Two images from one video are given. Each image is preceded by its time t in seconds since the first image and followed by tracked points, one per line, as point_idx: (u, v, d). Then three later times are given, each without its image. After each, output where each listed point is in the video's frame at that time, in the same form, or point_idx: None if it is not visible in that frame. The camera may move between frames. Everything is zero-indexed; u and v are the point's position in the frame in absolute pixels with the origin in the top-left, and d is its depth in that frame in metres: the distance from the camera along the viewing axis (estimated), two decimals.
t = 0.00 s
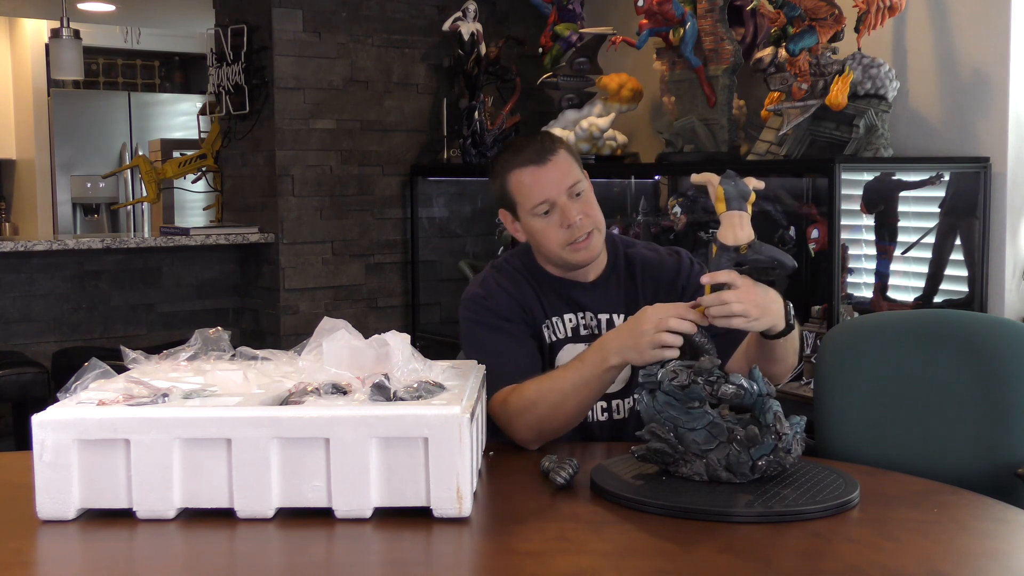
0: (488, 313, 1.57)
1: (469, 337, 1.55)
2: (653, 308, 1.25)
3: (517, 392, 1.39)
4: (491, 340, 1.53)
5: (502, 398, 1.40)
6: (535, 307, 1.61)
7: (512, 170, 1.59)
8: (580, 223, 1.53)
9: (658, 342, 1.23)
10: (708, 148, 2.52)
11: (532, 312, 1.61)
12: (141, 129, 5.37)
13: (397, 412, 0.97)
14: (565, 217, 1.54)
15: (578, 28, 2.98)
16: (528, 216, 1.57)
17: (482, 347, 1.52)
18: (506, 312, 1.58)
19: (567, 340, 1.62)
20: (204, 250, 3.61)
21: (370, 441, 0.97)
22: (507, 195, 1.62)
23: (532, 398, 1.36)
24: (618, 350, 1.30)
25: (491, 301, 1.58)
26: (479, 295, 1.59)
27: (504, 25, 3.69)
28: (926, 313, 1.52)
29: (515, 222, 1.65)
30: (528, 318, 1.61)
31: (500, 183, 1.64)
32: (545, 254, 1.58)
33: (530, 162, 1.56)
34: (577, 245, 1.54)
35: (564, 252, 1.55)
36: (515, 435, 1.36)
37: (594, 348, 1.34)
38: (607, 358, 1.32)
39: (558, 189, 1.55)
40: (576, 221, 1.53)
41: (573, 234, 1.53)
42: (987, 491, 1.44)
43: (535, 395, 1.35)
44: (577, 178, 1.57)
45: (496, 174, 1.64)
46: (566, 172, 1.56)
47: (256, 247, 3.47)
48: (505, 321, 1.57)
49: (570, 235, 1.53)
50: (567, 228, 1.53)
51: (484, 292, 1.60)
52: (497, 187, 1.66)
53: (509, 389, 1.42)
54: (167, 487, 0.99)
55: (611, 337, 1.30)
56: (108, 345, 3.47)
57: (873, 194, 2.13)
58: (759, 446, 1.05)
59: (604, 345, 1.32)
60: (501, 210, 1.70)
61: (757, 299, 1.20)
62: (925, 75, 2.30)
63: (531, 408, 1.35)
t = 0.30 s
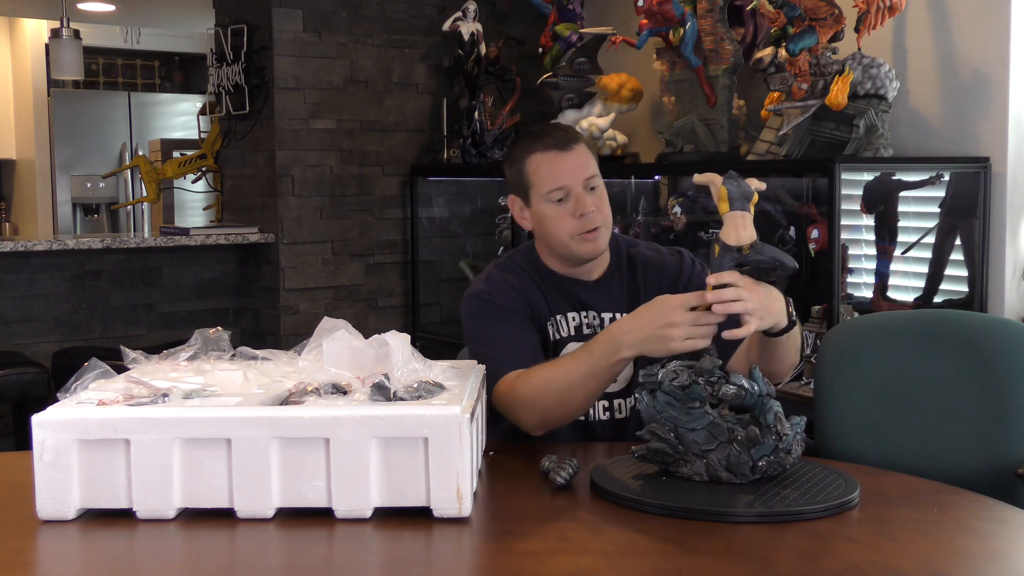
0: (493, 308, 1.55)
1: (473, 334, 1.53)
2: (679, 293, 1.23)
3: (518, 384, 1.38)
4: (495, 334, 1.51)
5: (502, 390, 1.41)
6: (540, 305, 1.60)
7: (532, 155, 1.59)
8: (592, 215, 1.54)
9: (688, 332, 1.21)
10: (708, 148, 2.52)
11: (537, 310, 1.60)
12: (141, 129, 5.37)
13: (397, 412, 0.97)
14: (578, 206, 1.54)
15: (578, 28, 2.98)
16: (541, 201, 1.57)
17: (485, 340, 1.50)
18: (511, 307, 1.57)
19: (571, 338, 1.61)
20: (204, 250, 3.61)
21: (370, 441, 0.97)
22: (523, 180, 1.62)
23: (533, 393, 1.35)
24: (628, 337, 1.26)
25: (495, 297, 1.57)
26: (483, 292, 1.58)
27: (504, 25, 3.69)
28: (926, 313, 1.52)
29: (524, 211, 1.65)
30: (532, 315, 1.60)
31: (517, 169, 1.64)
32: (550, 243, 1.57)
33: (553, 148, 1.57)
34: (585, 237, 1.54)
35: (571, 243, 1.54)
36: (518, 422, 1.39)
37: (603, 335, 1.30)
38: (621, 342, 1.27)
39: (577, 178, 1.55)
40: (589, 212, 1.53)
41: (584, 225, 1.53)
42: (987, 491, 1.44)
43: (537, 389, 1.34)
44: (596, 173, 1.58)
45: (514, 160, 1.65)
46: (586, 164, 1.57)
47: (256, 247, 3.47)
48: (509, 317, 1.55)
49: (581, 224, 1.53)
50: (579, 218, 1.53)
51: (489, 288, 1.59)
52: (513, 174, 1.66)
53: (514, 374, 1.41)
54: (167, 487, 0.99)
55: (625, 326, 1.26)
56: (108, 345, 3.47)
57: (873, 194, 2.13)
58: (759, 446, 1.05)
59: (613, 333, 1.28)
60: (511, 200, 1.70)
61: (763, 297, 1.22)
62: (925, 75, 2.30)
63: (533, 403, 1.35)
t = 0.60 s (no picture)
0: (495, 304, 1.55)
1: (475, 331, 1.53)
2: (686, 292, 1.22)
3: (520, 382, 1.37)
4: (496, 329, 1.51)
5: (502, 386, 1.41)
6: (542, 305, 1.60)
7: (556, 144, 1.58)
8: (605, 212, 1.53)
9: (698, 331, 1.20)
10: (708, 148, 2.52)
11: (539, 308, 1.60)
12: (141, 129, 5.37)
13: (397, 412, 0.97)
14: (593, 201, 1.53)
15: (578, 28, 2.98)
16: (556, 188, 1.55)
17: (486, 335, 1.50)
18: (513, 303, 1.56)
19: (572, 338, 1.61)
20: (204, 250, 3.61)
21: (370, 441, 0.97)
22: (541, 167, 1.60)
23: (536, 392, 1.34)
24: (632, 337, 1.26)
25: (498, 295, 1.56)
26: (485, 288, 1.58)
27: (504, 25, 3.69)
28: (926, 313, 1.52)
29: (535, 198, 1.63)
30: (534, 313, 1.60)
31: (535, 155, 1.63)
32: (557, 232, 1.56)
33: (579, 140, 1.56)
34: (594, 232, 1.53)
35: (579, 236, 1.53)
36: (517, 417, 1.39)
37: (609, 337, 1.29)
38: (627, 346, 1.26)
39: (596, 173, 1.54)
40: (603, 209, 1.52)
41: (596, 221, 1.52)
42: (987, 490, 1.44)
43: (540, 387, 1.34)
44: (614, 173, 1.57)
45: (534, 147, 1.63)
46: (606, 161, 1.56)
47: (256, 247, 3.47)
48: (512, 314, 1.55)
49: (593, 219, 1.52)
50: (592, 212, 1.52)
51: (491, 284, 1.58)
52: (530, 160, 1.65)
53: (517, 371, 1.40)
54: (167, 487, 0.99)
55: (632, 331, 1.25)
56: (108, 345, 3.47)
57: (873, 194, 2.14)
58: (759, 446, 1.05)
59: (616, 337, 1.27)
60: (523, 186, 1.68)
61: (765, 299, 1.21)
62: (925, 75, 2.30)
63: (535, 400, 1.35)
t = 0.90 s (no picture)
0: (495, 302, 1.55)
1: (475, 328, 1.53)
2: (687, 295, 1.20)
3: (520, 381, 1.37)
4: (495, 327, 1.51)
5: (502, 383, 1.40)
6: (542, 303, 1.60)
7: (564, 142, 1.58)
8: (608, 212, 1.53)
9: (698, 335, 1.19)
10: (708, 148, 2.52)
11: (539, 306, 1.60)
12: (141, 129, 5.37)
13: (397, 412, 0.97)
14: (597, 201, 1.53)
15: (578, 28, 2.98)
16: (561, 185, 1.55)
17: (486, 332, 1.50)
18: (513, 301, 1.57)
19: (572, 337, 1.61)
20: (204, 250, 3.61)
21: (370, 440, 0.97)
22: (547, 164, 1.60)
23: (537, 390, 1.34)
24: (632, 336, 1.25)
25: (499, 293, 1.56)
26: (486, 286, 1.58)
27: (504, 25, 3.69)
28: (926, 313, 1.52)
29: (538, 194, 1.63)
30: (535, 312, 1.60)
31: (542, 151, 1.62)
32: (559, 229, 1.56)
33: (587, 139, 1.56)
34: (596, 232, 1.53)
35: (581, 235, 1.53)
36: (517, 415, 1.39)
37: (610, 337, 1.28)
38: (629, 347, 1.25)
39: (602, 173, 1.54)
40: (606, 209, 1.52)
41: (599, 221, 1.52)
42: (987, 491, 1.44)
43: (540, 386, 1.34)
44: (619, 174, 1.57)
45: (541, 144, 1.62)
46: (612, 162, 1.56)
47: (256, 247, 3.47)
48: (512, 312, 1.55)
49: (595, 219, 1.52)
50: (595, 211, 1.52)
51: (491, 282, 1.59)
52: (535, 156, 1.64)
53: (517, 369, 1.40)
54: (167, 487, 0.99)
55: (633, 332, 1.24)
56: (108, 345, 3.47)
57: (873, 194, 2.14)
58: (757, 446, 1.05)
59: (618, 336, 1.26)
60: (528, 181, 1.67)
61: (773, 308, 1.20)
62: (925, 75, 2.30)
63: (536, 398, 1.34)
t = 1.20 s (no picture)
0: (496, 301, 1.55)
1: (477, 325, 1.53)
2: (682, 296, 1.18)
3: (522, 382, 1.37)
4: (497, 326, 1.51)
5: (505, 384, 1.41)
6: (545, 301, 1.60)
7: (570, 141, 1.58)
8: (611, 211, 1.53)
9: (697, 336, 1.16)
10: (708, 148, 2.52)
11: (542, 305, 1.60)
12: (141, 129, 5.37)
13: (397, 412, 0.97)
14: (600, 199, 1.53)
15: (578, 28, 2.98)
16: (565, 183, 1.55)
17: (489, 330, 1.51)
18: (515, 300, 1.57)
19: (574, 336, 1.61)
20: (204, 250, 3.61)
21: (370, 440, 0.97)
22: (552, 161, 1.59)
23: (541, 392, 1.34)
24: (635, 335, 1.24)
25: (501, 291, 1.56)
26: (488, 285, 1.58)
27: (504, 25, 3.69)
28: (926, 313, 1.52)
29: (543, 191, 1.63)
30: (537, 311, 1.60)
31: (547, 149, 1.62)
32: (562, 227, 1.56)
33: (593, 138, 1.55)
34: (598, 231, 1.53)
35: (583, 233, 1.53)
36: (519, 417, 1.39)
37: (616, 337, 1.27)
38: (633, 345, 1.24)
39: (607, 172, 1.53)
40: (609, 209, 1.52)
41: (600, 220, 1.52)
42: (987, 490, 1.44)
43: (544, 385, 1.33)
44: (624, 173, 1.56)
45: (547, 142, 1.62)
46: (617, 161, 1.55)
47: (256, 247, 3.47)
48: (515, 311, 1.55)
49: (598, 218, 1.52)
50: (597, 211, 1.52)
51: (494, 280, 1.59)
52: (541, 154, 1.63)
53: (519, 371, 1.40)
54: (167, 487, 0.99)
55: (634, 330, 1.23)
56: (108, 345, 3.47)
57: (873, 194, 2.14)
58: (752, 446, 1.06)
59: (622, 336, 1.26)
60: (532, 179, 1.67)
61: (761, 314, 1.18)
62: (925, 75, 2.30)
63: (539, 400, 1.34)
